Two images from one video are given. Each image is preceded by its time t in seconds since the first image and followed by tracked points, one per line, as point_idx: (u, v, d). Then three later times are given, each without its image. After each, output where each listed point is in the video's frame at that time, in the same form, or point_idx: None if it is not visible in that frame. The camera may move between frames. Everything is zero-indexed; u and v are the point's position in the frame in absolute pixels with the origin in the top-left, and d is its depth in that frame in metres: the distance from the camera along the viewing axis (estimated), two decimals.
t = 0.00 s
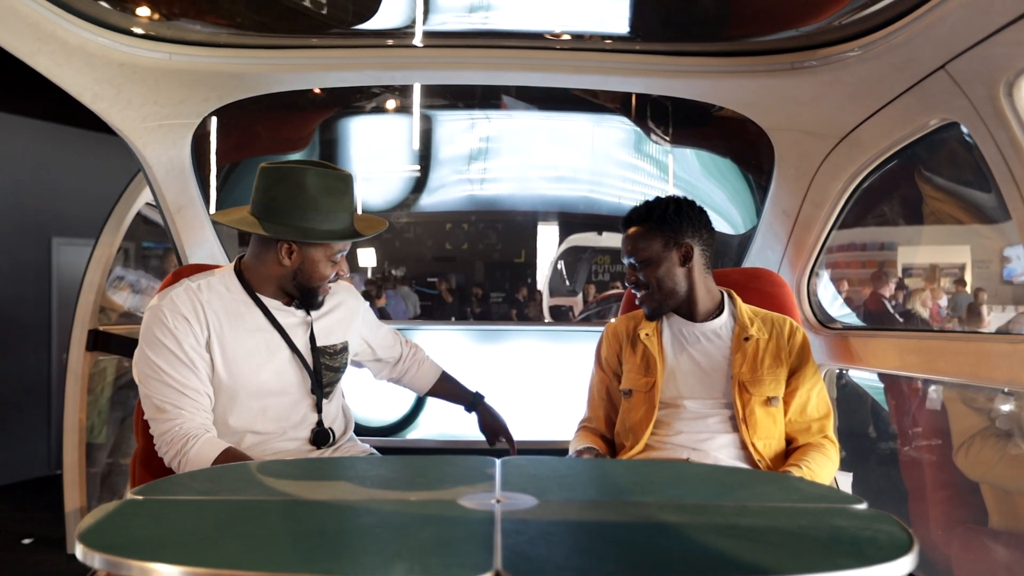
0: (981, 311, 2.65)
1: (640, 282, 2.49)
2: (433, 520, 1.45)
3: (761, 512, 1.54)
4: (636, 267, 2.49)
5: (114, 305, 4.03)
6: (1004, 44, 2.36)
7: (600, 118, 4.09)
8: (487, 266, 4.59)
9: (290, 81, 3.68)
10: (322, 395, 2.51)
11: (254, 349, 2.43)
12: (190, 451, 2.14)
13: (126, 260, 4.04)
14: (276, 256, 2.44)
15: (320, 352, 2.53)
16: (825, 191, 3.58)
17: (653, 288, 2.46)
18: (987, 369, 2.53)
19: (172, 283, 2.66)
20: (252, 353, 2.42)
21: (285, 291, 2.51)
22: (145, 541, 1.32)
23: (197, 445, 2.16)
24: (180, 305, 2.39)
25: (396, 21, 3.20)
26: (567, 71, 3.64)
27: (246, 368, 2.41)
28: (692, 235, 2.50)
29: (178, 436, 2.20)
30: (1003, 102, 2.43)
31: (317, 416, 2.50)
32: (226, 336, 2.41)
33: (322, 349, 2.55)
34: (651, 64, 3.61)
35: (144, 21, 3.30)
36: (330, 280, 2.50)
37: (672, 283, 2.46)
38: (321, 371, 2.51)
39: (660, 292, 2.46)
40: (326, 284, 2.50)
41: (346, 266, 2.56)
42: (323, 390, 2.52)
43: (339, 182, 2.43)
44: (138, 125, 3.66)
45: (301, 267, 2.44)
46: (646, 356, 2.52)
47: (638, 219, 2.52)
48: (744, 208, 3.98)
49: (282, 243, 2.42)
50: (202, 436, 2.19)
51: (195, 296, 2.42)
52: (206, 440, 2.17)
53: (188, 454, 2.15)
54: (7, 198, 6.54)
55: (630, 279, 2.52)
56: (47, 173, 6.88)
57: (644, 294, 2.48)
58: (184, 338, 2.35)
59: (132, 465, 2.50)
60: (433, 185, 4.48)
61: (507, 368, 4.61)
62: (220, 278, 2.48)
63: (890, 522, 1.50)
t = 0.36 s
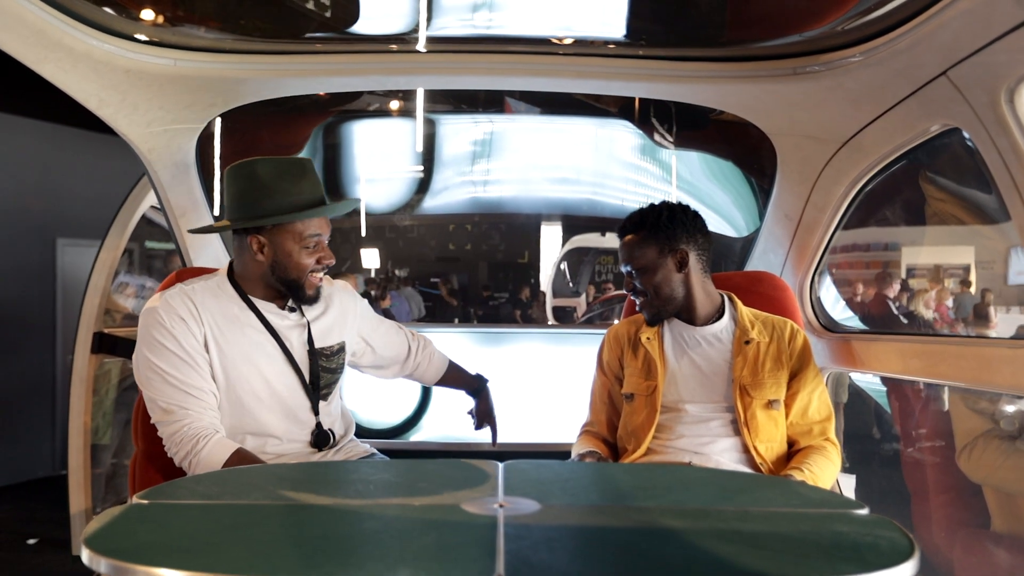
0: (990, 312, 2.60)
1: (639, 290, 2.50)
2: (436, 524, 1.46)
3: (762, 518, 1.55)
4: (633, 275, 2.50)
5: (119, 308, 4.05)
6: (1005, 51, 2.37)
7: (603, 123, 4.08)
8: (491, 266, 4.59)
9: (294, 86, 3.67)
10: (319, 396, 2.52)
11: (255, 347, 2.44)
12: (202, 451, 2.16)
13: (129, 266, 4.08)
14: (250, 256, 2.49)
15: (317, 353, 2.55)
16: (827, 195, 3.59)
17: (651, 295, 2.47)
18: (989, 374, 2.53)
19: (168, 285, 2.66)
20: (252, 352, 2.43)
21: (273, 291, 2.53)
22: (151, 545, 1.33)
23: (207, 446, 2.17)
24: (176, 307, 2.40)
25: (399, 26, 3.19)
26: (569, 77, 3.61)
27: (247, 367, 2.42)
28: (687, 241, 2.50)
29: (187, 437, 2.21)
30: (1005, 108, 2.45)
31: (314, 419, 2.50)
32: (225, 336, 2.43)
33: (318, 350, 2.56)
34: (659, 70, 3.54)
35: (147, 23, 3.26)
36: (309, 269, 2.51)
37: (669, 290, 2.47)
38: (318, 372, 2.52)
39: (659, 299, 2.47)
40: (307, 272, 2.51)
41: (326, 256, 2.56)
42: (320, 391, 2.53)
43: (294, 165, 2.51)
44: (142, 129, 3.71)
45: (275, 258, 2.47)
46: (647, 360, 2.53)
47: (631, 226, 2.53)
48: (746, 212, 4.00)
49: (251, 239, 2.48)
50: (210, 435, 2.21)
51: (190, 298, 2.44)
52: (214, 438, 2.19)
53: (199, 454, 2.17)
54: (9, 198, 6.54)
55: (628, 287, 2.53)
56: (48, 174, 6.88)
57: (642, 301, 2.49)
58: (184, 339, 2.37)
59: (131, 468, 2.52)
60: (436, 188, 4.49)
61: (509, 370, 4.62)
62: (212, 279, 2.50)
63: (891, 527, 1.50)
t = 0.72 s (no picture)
0: (995, 313, 2.59)
1: (641, 287, 2.50)
2: (439, 530, 1.46)
3: (765, 523, 1.55)
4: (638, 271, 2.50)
5: (121, 308, 4.07)
6: (1007, 58, 2.38)
7: (606, 128, 4.08)
8: (492, 266, 4.66)
9: (297, 92, 3.65)
10: (316, 394, 2.53)
11: (253, 348, 2.45)
12: (211, 451, 2.17)
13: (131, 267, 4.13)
14: (237, 264, 2.49)
15: (312, 352, 2.56)
16: (830, 199, 3.59)
17: (653, 293, 2.47)
18: (992, 378, 2.53)
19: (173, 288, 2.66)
20: (251, 353, 2.45)
21: (264, 296, 2.54)
22: (154, 552, 1.34)
23: (216, 445, 2.18)
24: (171, 314, 2.41)
25: (400, 32, 3.17)
26: (572, 81, 3.56)
27: (248, 368, 2.43)
28: (694, 243, 2.50)
29: (195, 438, 2.22)
30: (1007, 115, 2.45)
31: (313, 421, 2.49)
32: (223, 339, 2.44)
33: (314, 348, 2.57)
34: (664, 74, 3.54)
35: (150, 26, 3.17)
36: (296, 274, 2.50)
37: (672, 290, 2.47)
38: (314, 370, 2.53)
39: (660, 298, 2.47)
40: (294, 277, 2.49)
41: (313, 259, 2.54)
42: (318, 388, 2.53)
43: (274, 174, 2.47)
44: (147, 134, 3.70)
45: (260, 266, 2.47)
46: (648, 362, 2.53)
47: (640, 223, 2.53)
48: (751, 215, 3.99)
49: (235, 248, 2.47)
50: (218, 434, 2.22)
51: (184, 304, 2.45)
52: (221, 437, 2.20)
53: (208, 454, 2.17)
54: (9, 200, 6.54)
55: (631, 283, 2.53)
56: (49, 175, 6.88)
57: (643, 299, 2.50)
58: (182, 344, 2.38)
59: (134, 473, 2.51)
60: (439, 190, 4.53)
61: (513, 371, 4.65)
62: (204, 289, 2.52)
63: (894, 533, 1.50)
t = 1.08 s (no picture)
0: (997, 315, 2.60)
1: (696, 268, 2.47)
2: (445, 533, 1.46)
3: (770, 526, 1.56)
4: (693, 253, 2.49)
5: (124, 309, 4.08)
6: (1015, 61, 2.39)
7: (608, 129, 4.07)
8: (493, 267, 4.64)
9: (300, 94, 3.65)
10: (318, 394, 2.53)
11: (256, 349, 2.46)
12: (216, 452, 2.17)
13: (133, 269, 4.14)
14: (235, 264, 2.49)
15: (313, 351, 2.56)
16: (833, 202, 3.60)
17: (710, 276, 2.47)
18: (996, 381, 2.53)
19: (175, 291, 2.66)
20: (253, 354, 2.45)
21: (265, 294, 2.54)
22: (161, 555, 1.34)
23: (221, 447, 2.18)
24: (172, 318, 2.42)
25: (402, 34, 3.16)
26: (575, 83, 3.57)
27: (250, 369, 2.44)
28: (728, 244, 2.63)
29: (201, 440, 2.22)
30: (1012, 117, 2.48)
31: (311, 423, 2.48)
32: (225, 341, 2.44)
33: (315, 348, 2.57)
34: (667, 78, 3.52)
35: (152, 27, 3.15)
36: (294, 271, 2.51)
37: (722, 277, 2.51)
38: (314, 370, 2.53)
39: (715, 281, 2.48)
40: (293, 274, 2.50)
41: (311, 256, 2.55)
42: (320, 387, 2.54)
43: (269, 171, 2.47)
44: (151, 136, 3.71)
45: (259, 265, 2.48)
46: (648, 365, 2.52)
47: (686, 209, 2.54)
48: (752, 217, 4.01)
49: (233, 248, 2.48)
50: (222, 435, 2.22)
51: (184, 308, 2.46)
52: (225, 438, 2.21)
53: (214, 456, 2.18)
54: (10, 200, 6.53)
55: (681, 264, 2.48)
56: (50, 174, 6.87)
57: (697, 278, 2.46)
58: (184, 348, 2.38)
59: (137, 476, 2.50)
60: (442, 191, 4.55)
61: (515, 371, 4.70)
62: (206, 292, 2.52)
63: (899, 536, 1.51)
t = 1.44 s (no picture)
0: (1000, 315, 2.60)
1: (716, 276, 2.46)
2: (450, 534, 1.47)
3: (774, 527, 1.56)
4: (716, 260, 2.47)
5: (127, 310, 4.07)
6: (1017, 63, 2.39)
7: (611, 131, 4.08)
8: (494, 267, 4.70)
9: (303, 96, 3.66)
10: (325, 396, 2.53)
11: (265, 350, 2.47)
12: (222, 453, 2.19)
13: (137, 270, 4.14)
14: (242, 260, 2.52)
15: (322, 353, 2.57)
16: (835, 204, 3.60)
17: (728, 286, 2.46)
18: (999, 383, 2.53)
19: (180, 292, 2.67)
20: (262, 355, 2.46)
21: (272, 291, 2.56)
22: (169, 556, 1.35)
23: (228, 447, 2.20)
24: (183, 317, 2.43)
25: (404, 35, 3.16)
26: (579, 85, 3.57)
27: (259, 370, 2.44)
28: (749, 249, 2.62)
29: (207, 440, 2.24)
30: (1015, 120, 2.50)
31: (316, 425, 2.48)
32: (235, 341, 2.45)
33: (324, 350, 2.58)
34: (670, 80, 3.53)
35: (153, 28, 3.15)
36: (300, 266, 2.53)
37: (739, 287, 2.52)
38: (322, 372, 2.54)
39: (732, 291, 2.48)
40: (299, 269, 2.52)
41: (318, 252, 2.57)
42: (328, 390, 2.53)
43: (273, 167, 2.51)
44: (156, 138, 3.73)
45: (265, 260, 2.50)
46: (655, 366, 2.53)
47: (713, 213, 2.51)
48: (755, 219, 4.02)
49: (239, 243, 2.51)
50: (229, 437, 2.23)
51: (195, 307, 2.47)
52: (232, 440, 2.22)
53: (220, 456, 2.19)
54: (12, 202, 6.54)
55: (702, 270, 2.46)
56: (51, 175, 6.88)
57: (716, 286, 2.46)
58: (195, 347, 2.39)
59: (143, 476, 2.51)
60: (444, 192, 4.56)
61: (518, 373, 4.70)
62: (217, 290, 2.54)
63: (903, 537, 1.51)
